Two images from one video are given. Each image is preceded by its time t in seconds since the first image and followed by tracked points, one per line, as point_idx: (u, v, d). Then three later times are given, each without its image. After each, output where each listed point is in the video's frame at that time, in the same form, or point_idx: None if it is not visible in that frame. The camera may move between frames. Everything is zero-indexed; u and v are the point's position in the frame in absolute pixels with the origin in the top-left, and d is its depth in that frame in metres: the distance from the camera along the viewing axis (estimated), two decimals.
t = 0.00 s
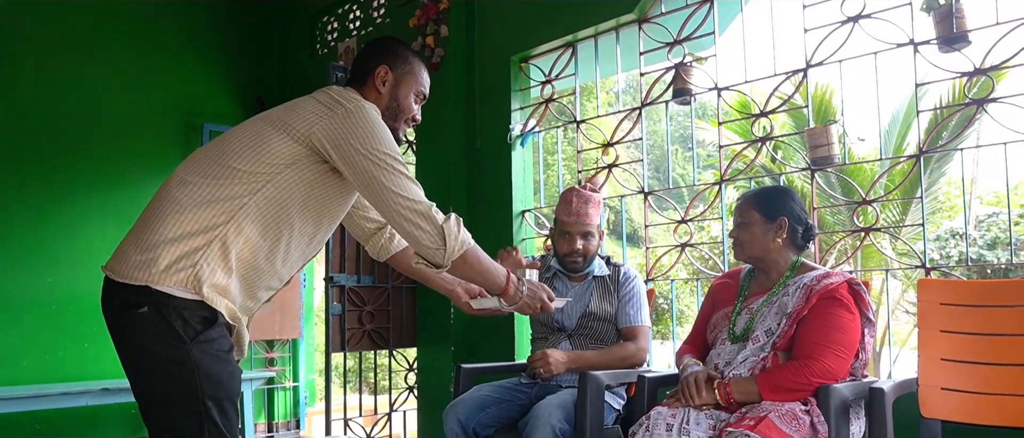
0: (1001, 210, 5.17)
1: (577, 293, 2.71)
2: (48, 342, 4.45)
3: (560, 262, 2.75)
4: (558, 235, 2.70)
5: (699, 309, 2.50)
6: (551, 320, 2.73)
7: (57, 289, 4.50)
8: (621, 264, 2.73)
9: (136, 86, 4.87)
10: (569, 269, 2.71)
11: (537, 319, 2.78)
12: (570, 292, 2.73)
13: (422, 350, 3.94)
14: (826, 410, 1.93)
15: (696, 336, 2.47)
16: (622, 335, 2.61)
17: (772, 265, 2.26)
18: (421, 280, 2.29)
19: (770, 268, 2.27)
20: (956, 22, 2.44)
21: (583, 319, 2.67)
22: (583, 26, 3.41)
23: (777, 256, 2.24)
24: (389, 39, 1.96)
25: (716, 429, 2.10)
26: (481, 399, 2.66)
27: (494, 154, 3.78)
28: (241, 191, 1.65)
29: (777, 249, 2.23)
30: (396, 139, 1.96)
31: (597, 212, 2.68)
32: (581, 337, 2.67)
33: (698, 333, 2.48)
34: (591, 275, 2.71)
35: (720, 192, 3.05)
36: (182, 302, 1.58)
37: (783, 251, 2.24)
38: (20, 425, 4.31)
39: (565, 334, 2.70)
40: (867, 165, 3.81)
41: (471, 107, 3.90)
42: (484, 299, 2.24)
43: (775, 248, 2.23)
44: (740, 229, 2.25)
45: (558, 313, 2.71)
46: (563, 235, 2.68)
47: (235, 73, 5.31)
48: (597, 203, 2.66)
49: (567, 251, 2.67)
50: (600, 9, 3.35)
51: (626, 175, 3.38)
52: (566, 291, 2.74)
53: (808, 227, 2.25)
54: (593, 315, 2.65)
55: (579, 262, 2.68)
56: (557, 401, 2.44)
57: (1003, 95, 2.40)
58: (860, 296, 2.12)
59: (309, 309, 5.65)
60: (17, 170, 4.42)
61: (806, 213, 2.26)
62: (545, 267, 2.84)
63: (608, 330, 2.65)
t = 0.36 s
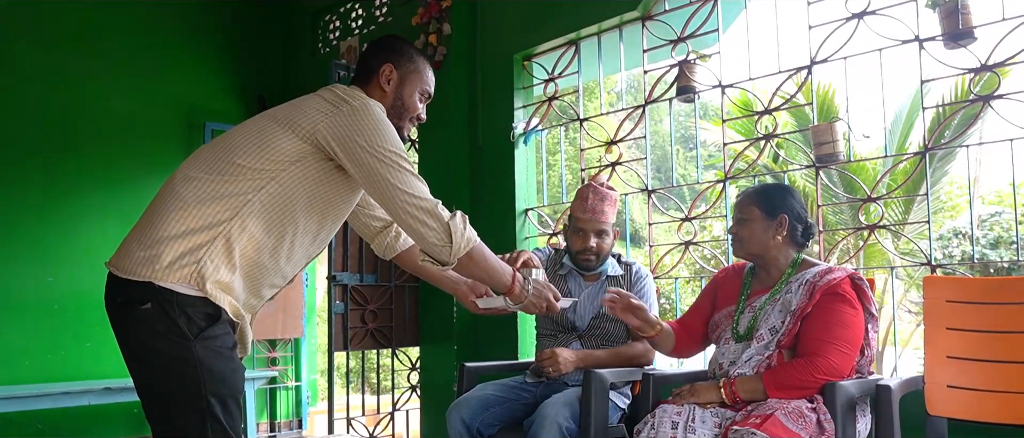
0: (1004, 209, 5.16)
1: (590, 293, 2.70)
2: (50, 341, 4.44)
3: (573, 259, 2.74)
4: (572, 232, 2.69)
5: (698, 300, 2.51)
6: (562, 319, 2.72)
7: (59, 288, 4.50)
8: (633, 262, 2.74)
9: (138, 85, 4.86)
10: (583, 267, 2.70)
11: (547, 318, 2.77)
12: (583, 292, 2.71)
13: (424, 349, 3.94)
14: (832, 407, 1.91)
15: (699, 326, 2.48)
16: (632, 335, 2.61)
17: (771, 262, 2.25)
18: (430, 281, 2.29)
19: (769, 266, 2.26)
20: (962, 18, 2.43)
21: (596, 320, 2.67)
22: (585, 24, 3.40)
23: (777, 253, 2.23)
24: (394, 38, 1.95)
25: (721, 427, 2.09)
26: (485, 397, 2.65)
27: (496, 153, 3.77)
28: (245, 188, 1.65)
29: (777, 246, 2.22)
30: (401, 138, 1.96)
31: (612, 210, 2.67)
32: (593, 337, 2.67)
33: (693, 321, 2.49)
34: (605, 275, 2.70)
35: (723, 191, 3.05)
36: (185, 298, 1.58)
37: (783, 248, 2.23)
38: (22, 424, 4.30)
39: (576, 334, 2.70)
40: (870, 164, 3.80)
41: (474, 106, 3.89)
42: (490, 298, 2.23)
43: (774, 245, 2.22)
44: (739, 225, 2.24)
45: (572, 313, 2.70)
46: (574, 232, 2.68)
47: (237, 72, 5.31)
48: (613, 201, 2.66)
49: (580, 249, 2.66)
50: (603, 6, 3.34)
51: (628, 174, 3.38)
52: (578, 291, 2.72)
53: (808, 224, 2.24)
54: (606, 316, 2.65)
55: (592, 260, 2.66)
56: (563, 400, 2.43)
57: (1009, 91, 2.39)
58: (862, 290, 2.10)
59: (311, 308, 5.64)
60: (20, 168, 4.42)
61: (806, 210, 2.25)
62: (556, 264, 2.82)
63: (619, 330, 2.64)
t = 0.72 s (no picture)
0: (1008, 210, 5.15)
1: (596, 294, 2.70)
2: (53, 341, 4.45)
3: (579, 260, 2.75)
4: (581, 234, 2.69)
5: (694, 294, 2.52)
6: (565, 320, 2.71)
7: (63, 288, 4.51)
8: (638, 263, 2.74)
9: (141, 85, 4.88)
10: (588, 270, 2.70)
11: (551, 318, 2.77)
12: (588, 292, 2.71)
13: (428, 350, 3.94)
14: (836, 409, 1.91)
15: (698, 321, 2.50)
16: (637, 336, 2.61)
17: (771, 263, 2.24)
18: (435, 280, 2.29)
19: (768, 266, 2.25)
20: (965, 18, 2.45)
21: (600, 321, 2.66)
22: (589, 25, 3.41)
23: (776, 253, 2.22)
24: (400, 41, 1.96)
25: (725, 427, 2.08)
26: (488, 398, 2.65)
27: (500, 153, 3.77)
28: (251, 189, 1.65)
29: (775, 247, 2.22)
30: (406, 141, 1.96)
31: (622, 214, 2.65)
32: (597, 338, 2.66)
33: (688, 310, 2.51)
34: (611, 276, 2.69)
35: (727, 192, 3.07)
36: (190, 298, 1.58)
37: (783, 248, 2.22)
38: (26, 424, 4.31)
39: (581, 335, 2.69)
40: (874, 165, 3.80)
41: (477, 106, 3.90)
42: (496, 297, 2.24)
43: (773, 245, 2.21)
44: (738, 225, 2.24)
45: (576, 314, 2.69)
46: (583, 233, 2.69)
47: (241, 73, 5.32)
48: (622, 204, 2.64)
49: (588, 252, 2.66)
50: (607, 6, 3.35)
51: (632, 175, 3.38)
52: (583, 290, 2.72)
53: (807, 225, 2.24)
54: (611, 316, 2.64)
55: (599, 264, 2.67)
56: (566, 400, 2.43)
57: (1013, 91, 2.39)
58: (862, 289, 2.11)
59: (314, 309, 5.65)
60: (25, 168, 4.43)
61: (805, 211, 2.24)
62: (561, 265, 2.82)
63: (623, 331, 2.63)
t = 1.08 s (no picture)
0: (1018, 211, 5.12)
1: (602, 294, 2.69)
2: (62, 341, 4.48)
3: (586, 260, 2.75)
4: (587, 233, 2.69)
5: (697, 292, 2.49)
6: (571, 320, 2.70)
7: (70, 289, 4.53)
8: (646, 264, 2.74)
9: (149, 86, 4.90)
10: (595, 270, 2.70)
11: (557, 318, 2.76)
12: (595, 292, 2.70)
13: (434, 350, 3.94)
14: (843, 410, 1.91)
15: (699, 320, 2.47)
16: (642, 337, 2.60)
17: (774, 264, 2.23)
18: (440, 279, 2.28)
19: (773, 267, 2.24)
20: (973, 18, 2.43)
21: (606, 321, 2.65)
22: (595, 25, 3.40)
23: (780, 254, 2.21)
24: (407, 43, 1.96)
25: (731, 428, 2.08)
26: (494, 398, 2.65)
27: (506, 154, 3.77)
28: (259, 189, 1.66)
29: (779, 248, 2.21)
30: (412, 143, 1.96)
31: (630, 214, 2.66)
32: (603, 338, 2.66)
33: (690, 307, 2.47)
34: (618, 276, 2.70)
35: (733, 192, 3.05)
36: (199, 298, 1.59)
37: (787, 249, 2.22)
38: (35, 424, 4.34)
39: (587, 335, 2.69)
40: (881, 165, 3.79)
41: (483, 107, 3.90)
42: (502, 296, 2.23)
43: (777, 247, 2.21)
44: (743, 226, 2.23)
45: (582, 314, 2.69)
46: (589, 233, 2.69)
47: (247, 74, 5.33)
48: (631, 204, 2.65)
49: (595, 252, 2.66)
50: (612, 7, 3.34)
51: (638, 176, 3.38)
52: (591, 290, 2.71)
53: (812, 227, 2.23)
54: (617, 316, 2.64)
55: (606, 264, 2.67)
56: (572, 401, 2.43)
57: (1020, 92, 2.38)
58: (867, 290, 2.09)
59: (321, 309, 5.66)
60: (34, 169, 4.47)
61: (810, 212, 2.24)
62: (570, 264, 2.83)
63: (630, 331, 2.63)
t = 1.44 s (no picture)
0: None
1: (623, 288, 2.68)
2: (85, 336, 4.53)
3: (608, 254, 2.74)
4: (609, 226, 2.67)
5: (715, 289, 2.47)
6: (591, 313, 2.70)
7: (93, 284, 4.59)
8: (667, 259, 2.71)
9: (169, 84, 4.94)
10: (617, 264, 2.69)
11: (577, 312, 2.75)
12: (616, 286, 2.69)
13: (451, 347, 3.94)
14: (866, 407, 1.88)
15: (717, 318, 2.45)
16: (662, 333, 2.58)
17: (793, 259, 2.21)
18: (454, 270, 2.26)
19: (790, 263, 2.22)
20: (1000, 9, 2.43)
21: (626, 315, 2.64)
22: (613, 20, 3.39)
23: (798, 249, 2.19)
24: (426, 37, 1.96)
25: (751, 424, 2.06)
26: (511, 395, 2.64)
27: (524, 150, 3.76)
28: (280, 181, 1.66)
29: (797, 243, 2.18)
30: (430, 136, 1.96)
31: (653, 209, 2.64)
32: (622, 333, 2.65)
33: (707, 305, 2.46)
34: (638, 270, 2.69)
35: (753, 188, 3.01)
36: (220, 290, 1.60)
37: (805, 244, 2.19)
38: (59, 418, 4.40)
39: (606, 329, 2.67)
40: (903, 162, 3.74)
41: (501, 103, 3.89)
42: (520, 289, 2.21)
43: (795, 241, 2.18)
44: (761, 219, 2.21)
45: (602, 308, 2.68)
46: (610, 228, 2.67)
47: (266, 72, 5.37)
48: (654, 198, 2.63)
49: (618, 244, 2.65)
50: (630, 1, 3.32)
51: (657, 171, 3.35)
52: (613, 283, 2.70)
53: (832, 222, 2.21)
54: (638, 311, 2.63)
55: (628, 257, 2.66)
56: (590, 397, 2.42)
57: None
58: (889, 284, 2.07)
59: (339, 306, 5.69)
60: (57, 166, 4.52)
61: (829, 207, 2.21)
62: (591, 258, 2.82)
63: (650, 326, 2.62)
